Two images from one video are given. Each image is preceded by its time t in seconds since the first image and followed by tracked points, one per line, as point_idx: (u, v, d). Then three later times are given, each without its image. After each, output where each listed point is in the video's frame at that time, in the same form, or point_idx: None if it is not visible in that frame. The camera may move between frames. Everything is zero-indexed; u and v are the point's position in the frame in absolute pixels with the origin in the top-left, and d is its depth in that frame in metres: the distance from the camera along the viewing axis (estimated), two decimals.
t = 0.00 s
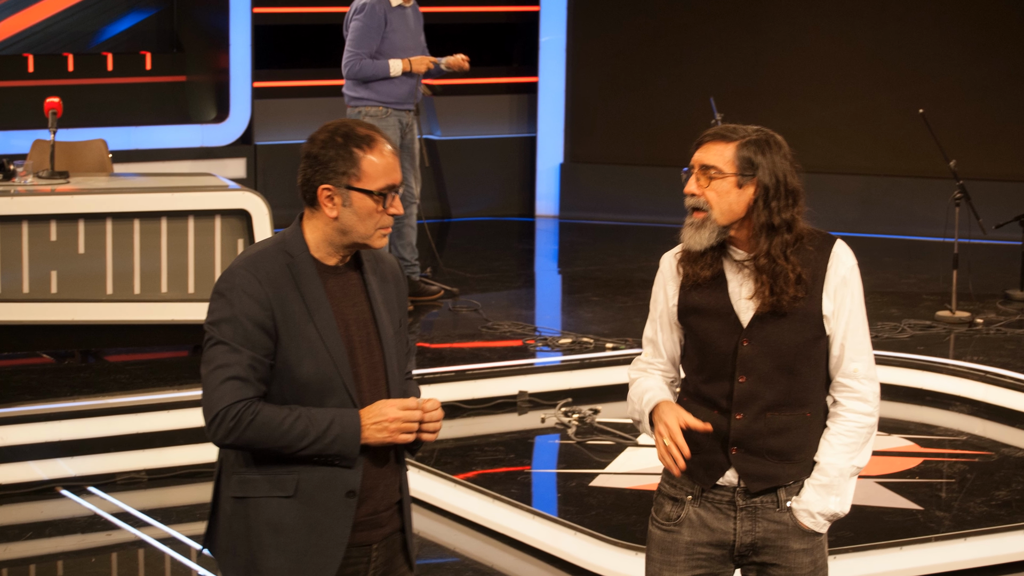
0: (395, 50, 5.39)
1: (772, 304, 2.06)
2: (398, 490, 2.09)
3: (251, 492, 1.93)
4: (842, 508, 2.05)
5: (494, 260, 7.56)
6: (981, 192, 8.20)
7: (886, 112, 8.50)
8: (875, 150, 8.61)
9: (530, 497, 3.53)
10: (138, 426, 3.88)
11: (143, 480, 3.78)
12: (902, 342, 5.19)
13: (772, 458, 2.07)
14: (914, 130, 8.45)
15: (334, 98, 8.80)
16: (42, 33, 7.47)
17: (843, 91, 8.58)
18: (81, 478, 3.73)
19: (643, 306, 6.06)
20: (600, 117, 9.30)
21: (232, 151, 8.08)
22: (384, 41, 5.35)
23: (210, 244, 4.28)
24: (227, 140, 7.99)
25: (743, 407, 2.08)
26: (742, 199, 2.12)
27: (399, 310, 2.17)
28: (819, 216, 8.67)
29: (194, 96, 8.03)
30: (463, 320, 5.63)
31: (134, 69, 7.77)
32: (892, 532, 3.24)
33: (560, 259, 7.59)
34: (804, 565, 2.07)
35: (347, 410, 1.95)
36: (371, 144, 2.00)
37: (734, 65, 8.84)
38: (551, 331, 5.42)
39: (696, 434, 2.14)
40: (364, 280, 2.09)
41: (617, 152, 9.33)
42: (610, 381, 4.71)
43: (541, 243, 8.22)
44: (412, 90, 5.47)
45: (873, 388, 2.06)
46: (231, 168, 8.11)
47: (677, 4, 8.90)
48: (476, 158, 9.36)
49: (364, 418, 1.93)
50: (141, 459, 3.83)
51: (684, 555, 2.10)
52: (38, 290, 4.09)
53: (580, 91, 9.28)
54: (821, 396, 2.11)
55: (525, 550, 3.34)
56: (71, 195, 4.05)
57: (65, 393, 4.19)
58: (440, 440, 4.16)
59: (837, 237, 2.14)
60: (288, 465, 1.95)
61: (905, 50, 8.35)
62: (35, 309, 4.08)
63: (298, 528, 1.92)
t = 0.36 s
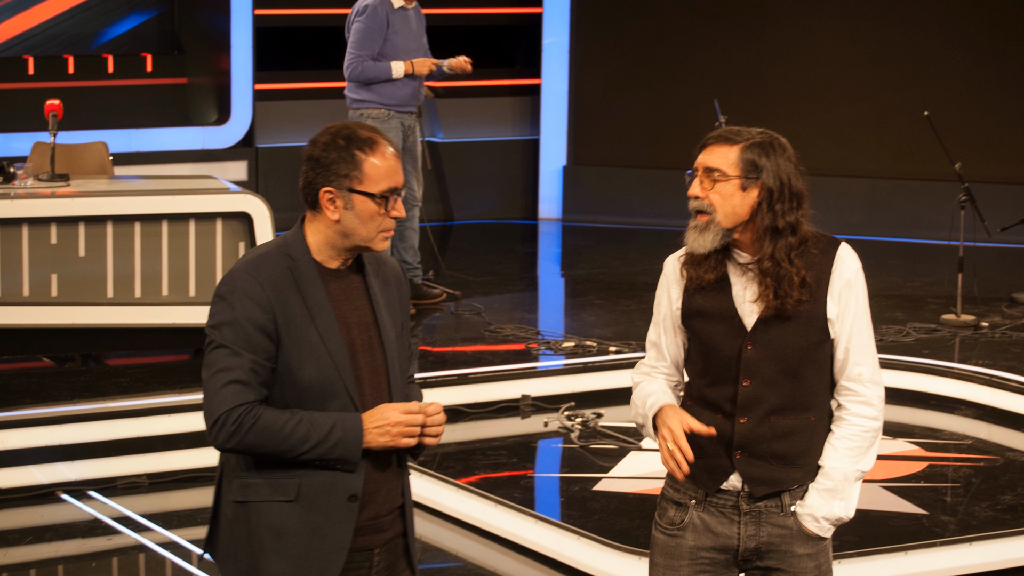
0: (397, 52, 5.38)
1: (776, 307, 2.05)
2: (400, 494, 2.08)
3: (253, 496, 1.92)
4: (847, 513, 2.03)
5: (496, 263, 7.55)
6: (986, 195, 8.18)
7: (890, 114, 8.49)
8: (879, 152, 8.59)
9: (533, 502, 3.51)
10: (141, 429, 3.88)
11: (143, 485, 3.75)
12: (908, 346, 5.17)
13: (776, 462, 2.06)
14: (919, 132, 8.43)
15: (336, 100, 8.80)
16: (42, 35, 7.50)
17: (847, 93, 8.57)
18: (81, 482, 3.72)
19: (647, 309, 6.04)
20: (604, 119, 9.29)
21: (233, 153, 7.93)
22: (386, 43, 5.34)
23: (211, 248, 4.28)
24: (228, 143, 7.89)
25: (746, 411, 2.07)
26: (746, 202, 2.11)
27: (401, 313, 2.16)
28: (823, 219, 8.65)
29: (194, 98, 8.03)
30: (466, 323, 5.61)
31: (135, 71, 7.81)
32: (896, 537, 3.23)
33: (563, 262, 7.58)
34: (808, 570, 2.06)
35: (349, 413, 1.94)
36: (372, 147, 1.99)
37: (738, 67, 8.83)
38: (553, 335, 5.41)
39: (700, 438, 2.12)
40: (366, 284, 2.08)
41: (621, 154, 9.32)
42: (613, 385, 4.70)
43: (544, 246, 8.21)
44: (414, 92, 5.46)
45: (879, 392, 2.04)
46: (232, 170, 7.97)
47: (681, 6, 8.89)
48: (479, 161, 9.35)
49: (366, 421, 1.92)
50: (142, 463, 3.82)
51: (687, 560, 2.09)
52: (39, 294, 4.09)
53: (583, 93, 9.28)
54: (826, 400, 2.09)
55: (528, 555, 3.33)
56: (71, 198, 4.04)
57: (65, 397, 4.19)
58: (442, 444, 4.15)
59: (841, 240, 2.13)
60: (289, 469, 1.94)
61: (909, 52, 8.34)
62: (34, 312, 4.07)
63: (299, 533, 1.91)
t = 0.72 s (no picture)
0: (399, 54, 5.38)
1: (780, 310, 2.03)
2: (402, 499, 2.07)
3: (254, 500, 1.91)
4: (851, 518, 2.02)
5: (499, 266, 7.54)
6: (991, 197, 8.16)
7: (895, 116, 8.47)
8: (883, 154, 8.58)
9: (536, 506, 3.50)
10: (141, 434, 3.86)
11: (144, 490, 3.78)
12: (912, 349, 5.15)
13: (780, 466, 2.05)
14: (924, 134, 8.42)
15: (338, 103, 8.78)
16: (42, 37, 7.46)
17: (851, 95, 8.56)
18: (81, 487, 3.72)
19: (650, 313, 6.03)
20: (607, 122, 9.29)
21: (235, 155, 7.95)
22: (389, 45, 5.34)
23: (212, 251, 4.27)
24: (230, 145, 7.90)
25: (750, 415, 2.05)
26: (750, 205, 2.10)
27: (404, 316, 2.15)
28: (828, 222, 8.63)
29: (196, 101, 8.03)
30: (468, 327, 5.60)
31: (136, 74, 7.80)
32: (901, 541, 3.21)
33: (566, 265, 7.57)
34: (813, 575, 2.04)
35: (351, 417, 1.92)
36: (378, 149, 1.98)
37: (742, 69, 8.82)
38: (556, 339, 5.39)
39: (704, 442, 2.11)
40: (368, 287, 2.07)
41: (624, 156, 9.32)
42: (616, 389, 4.68)
43: (547, 250, 8.19)
44: (416, 94, 5.45)
45: (883, 396, 2.03)
46: (234, 173, 7.98)
47: (684, 8, 8.88)
48: (481, 164, 9.35)
49: (367, 425, 1.91)
50: (143, 468, 3.82)
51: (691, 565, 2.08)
52: (39, 297, 4.08)
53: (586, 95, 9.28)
54: (831, 404, 2.08)
55: (531, 560, 3.31)
56: (72, 200, 4.04)
57: (64, 401, 4.18)
58: (445, 448, 4.13)
59: (846, 243, 2.11)
60: (291, 473, 1.93)
61: (914, 54, 8.32)
62: (34, 315, 4.07)
63: (301, 537, 1.89)
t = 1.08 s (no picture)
0: (401, 56, 5.37)
1: (784, 314, 2.02)
2: (404, 503, 2.06)
3: (255, 505, 1.90)
4: (856, 522, 2.00)
5: (502, 269, 7.53)
6: (996, 200, 8.14)
7: (900, 118, 8.45)
8: (888, 157, 8.56)
9: (539, 510, 3.48)
10: (141, 438, 3.84)
11: (145, 493, 3.76)
12: (917, 353, 5.13)
13: (785, 470, 2.03)
14: (929, 137, 8.40)
15: (339, 105, 8.75)
16: (42, 39, 7.45)
17: (856, 97, 8.54)
18: (82, 491, 3.72)
19: (653, 316, 6.02)
20: (610, 124, 9.27)
21: (236, 158, 7.93)
22: (391, 47, 5.33)
23: (213, 253, 4.26)
24: (232, 148, 7.92)
25: (754, 419, 2.04)
26: (754, 207, 2.09)
27: (406, 320, 2.14)
28: (832, 224, 8.62)
29: (197, 103, 8.02)
30: (471, 330, 5.59)
31: (136, 75, 7.79)
32: (906, 545, 3.19)
33: (569, 269, 7.55)
34: None
35: (352, 421, 1.91)
36: (381, 151, 1.97)
37: (747, 71, 8.80)
38: (559, 342, 5.38)
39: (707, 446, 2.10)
40: (370, 290, 2.06)
41: (627, 159, 9.30)
42: (620, 393, 4.67)
43: (550, 253, 8.18)
44: (419, 96, 5.44)
45: (888, 400, 2.02)
46: (235, 176, 7.95)
47: (688, 10, 8.87)
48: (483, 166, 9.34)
49: (369, 429, 1.90)
50: (143, 472, 3.81)
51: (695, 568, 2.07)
52: (39, 300, 4.08)
53: (590, 98, 9.27)
54: (835, 408, 2.07)
55: (534, 564, 3.30)
56: (71, 203, 4.03)
57: (64, 404, 4.17)
58: (448, 452, 4.12)
59: (850, 246, 2.10)
60: (293, 477, 1.92)
61: (919, 56, 8.31)
62: (35, 319, 4.07)
63: (302, 542, 1.88)
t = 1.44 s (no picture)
0: (403, 58, 5.36)
1: (788, 317, 2.01)
2: (406, 507, 2.05)
3: (257, 509, 1.89)
4: (860, 527, 1.99)
5: (505, 272, 7.52)
6: (1001, 203, 8.12)
7: (904, 121, 8.44)
8: (893, 160, 8.54)
9: (542, 515, 3.47)
10: (142, 442, 3.85)
11: (145, 497, 3.72)
12: (923, 357, 5.11)
13: (789, 474, 2.02)
14: (934, 139, 8.38)
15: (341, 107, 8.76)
16: (43, 40, 7.47)
17: (861, 99, 8.53)
18: (82, 495, 3.68)
19: (657, 319, 6.00)
20: (614, 126, 9.27)
21: (238, 161, 7.88)
22: (393, 49, 5.32)
23: (213, 257, 4.25)
24: (233, 150, 7.90)
25: (758, 422, 2.03)
26: (758, 210, 2.08)
27: (408, 323, 2.13)
28: (836, 227, 8.60)
29: (198, 106, 8.01)
30: (474, 333, 5.58)
31: (136, 78, 7.78)
32: (910, 550, 3.17)
33: (572, 272, 7.54)
34: None
35: (354, 425, 1.90)
36: (383, 153, 1.96)
37: (751, 73, 8.80)
38: (563, 345, 5.37)
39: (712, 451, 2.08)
40: (372, 293, 2.05)
41: (631, 161, 9.29)
42: (622, 397, 4.65)
43: (553, 256, 8.17)
44: (421, 98, 5.44)
45: (893, 404, 2.00)
46: (236, 179, 7.92)
47: (692, 11, 8.87)
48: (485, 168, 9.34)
49: (371, 433, 1.89)
50: (145, 476, 3.80)
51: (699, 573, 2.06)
52: (39, 303, 4.07)
53: (593, 100, 9.26)
54: (839, 411, 2.05)
55: (537, 569, 3.28)
56: (72, 206, 4.03)
57: (64, 408, 4.17)
58: (450, 456, 4.11)
59: (855, 249, 2.09)
60: (295, 482, 1.90)
61: (924, 58, 8.29)
62: (35, 321, 4.05)
63: (304, 547, 1.87)
